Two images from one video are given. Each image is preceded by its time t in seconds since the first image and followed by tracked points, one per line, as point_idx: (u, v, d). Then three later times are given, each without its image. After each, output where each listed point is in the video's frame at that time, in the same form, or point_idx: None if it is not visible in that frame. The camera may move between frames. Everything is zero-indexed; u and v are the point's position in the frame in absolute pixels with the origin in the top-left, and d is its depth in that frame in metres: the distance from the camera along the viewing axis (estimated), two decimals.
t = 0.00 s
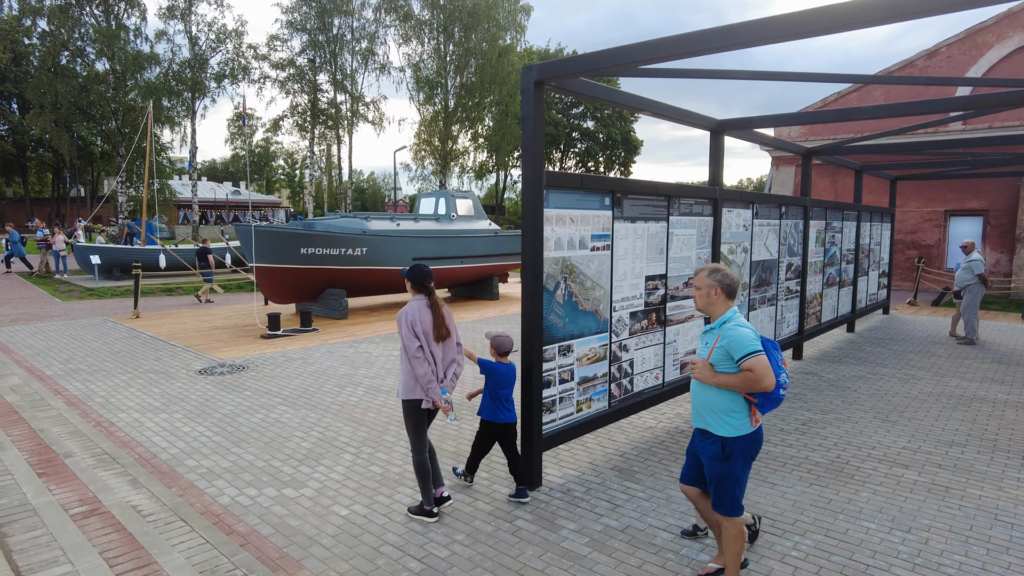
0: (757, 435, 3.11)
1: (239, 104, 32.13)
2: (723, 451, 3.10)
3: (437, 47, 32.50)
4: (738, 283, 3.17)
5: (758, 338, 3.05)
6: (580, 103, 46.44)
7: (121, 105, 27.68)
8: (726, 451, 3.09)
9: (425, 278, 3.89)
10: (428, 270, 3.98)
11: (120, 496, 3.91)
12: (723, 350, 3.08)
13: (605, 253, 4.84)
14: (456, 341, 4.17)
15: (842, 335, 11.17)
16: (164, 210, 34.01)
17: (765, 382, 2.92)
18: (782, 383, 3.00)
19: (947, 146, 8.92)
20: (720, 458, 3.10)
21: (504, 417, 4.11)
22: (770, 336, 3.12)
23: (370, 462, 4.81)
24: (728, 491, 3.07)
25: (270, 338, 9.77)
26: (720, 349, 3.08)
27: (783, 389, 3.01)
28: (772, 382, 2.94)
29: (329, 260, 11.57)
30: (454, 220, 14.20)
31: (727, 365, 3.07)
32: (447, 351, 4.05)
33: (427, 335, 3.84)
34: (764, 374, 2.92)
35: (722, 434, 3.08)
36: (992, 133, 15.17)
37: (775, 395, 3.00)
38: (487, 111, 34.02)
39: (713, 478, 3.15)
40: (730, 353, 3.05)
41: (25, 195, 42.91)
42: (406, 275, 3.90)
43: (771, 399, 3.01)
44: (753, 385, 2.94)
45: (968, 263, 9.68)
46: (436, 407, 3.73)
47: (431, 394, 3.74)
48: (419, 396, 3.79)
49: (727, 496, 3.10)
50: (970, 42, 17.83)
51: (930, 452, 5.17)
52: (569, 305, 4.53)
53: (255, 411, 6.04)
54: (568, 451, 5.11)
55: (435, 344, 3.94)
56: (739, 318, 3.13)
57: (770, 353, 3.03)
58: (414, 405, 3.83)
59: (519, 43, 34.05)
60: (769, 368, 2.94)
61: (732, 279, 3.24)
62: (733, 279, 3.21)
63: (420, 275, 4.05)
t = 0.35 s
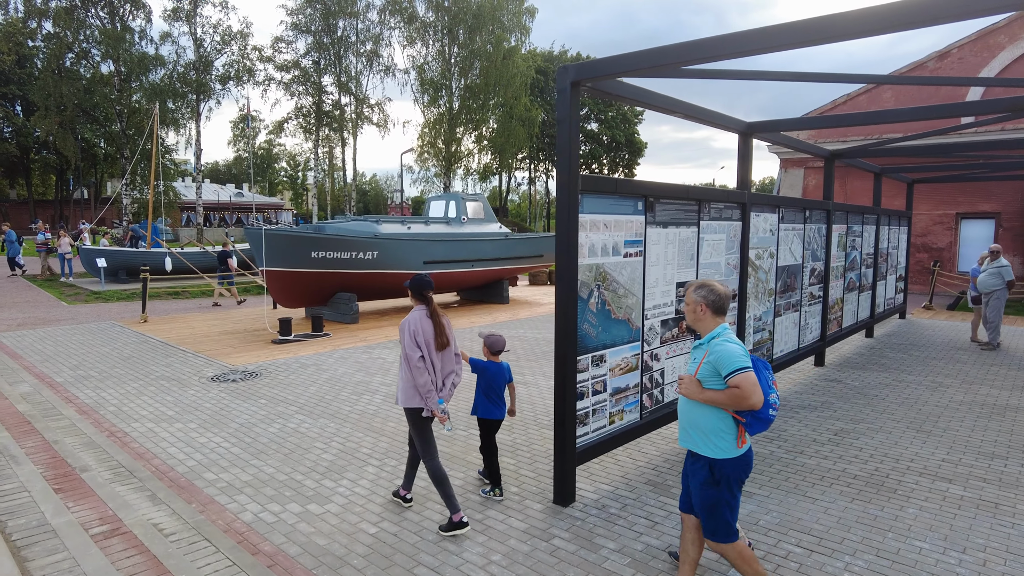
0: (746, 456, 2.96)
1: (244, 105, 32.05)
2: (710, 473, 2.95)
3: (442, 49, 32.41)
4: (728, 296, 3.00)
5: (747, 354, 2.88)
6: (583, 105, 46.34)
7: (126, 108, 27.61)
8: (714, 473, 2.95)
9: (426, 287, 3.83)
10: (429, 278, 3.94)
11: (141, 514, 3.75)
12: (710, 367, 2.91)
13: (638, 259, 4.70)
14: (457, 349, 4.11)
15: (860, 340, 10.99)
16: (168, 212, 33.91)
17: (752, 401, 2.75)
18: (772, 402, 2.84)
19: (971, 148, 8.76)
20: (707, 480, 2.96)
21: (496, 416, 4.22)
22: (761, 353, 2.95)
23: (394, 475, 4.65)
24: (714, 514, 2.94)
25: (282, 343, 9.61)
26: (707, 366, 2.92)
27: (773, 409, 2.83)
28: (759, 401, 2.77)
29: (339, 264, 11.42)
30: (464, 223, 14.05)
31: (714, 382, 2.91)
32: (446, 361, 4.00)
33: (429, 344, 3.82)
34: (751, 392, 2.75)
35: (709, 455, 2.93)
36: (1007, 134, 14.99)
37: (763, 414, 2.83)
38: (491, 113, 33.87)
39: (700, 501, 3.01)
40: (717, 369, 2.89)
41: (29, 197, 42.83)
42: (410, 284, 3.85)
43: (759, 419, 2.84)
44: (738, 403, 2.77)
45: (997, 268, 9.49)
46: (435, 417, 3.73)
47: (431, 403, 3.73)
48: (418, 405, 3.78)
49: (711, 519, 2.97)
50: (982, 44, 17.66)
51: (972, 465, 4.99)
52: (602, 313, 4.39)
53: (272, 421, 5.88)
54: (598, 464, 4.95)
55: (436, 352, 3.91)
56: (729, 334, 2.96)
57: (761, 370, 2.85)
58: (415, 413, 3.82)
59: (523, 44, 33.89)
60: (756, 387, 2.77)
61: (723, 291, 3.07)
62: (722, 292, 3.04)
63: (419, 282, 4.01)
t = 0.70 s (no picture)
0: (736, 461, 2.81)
1: (248, 105, 31.94)
2: (697, 478, 2.78)
3: (446, 49, 32.29)
4: (721, 294, 2.86)
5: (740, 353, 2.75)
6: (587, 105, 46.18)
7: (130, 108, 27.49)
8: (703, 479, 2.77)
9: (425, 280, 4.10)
10: (428, 272, 4.17)
11: (158, 528, 3.57)
12: (703, 366, 2.75)
13: (673, 259, 4.52)
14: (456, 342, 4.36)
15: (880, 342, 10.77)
16: (172, 212, 33.74)
17: (749, 401, 2.61)
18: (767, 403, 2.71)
19: (996, 145, 8.55)
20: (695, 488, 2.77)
21: (495, 407, 4.41)
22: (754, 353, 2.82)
23: (419, 485, 4.47)
24: (697, 523, 2.76)
25: (292, 345, 9.43)
26: (700, 366, 2.75)
27: (768, 410, 2.72)
28: (755, 402, 2.64)
29: (349, 264, 11.23)
30: (474, 223, 13.86)
31: (706, 383, 2.75)
32: (446, 353, 4.23)
33: (428, 334, 4.03)
34: (748, 392, 2.62)
35: (698, 461, 2.75)
36: None
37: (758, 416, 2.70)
38: (496, 113, 33.65)
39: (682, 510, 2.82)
40: (710, 369, 2.72)
41: (32, 197, 42.71)
42: (411, 278, 4.10)
43: (753, 421, 2.71)
44: (734, 404, 2.63)
45: None
46: (437, 405, 3.92)
47: (431, 392, 3.93)
48: (420, 394, 3.98)
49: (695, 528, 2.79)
50: (995, 41, 17.42)
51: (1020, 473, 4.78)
52: (637, 315, 4.18)
53: (287, 426, 5.70)
54: (630, 474, 4.75)
55: (435, 342, 4.13)
56: (721, 333, 2.80)
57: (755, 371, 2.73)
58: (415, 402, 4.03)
59: (528, 44, 33.68)
60: (753, 388, 2.64)
61: (714, 288, 2.93)
62: (713, 288, 2.90)
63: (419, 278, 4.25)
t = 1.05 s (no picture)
0: (712, 478, 2.77)
1: (252, 106, 31.77)
2: (670, 492, 2.81)
3: (450, 49, 32.12)
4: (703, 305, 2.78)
5: (713, 368, 2.65)
6: (591, 105, 45.94)
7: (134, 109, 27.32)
8: (673, 493, 2.79)
9: (415, 290, 4.08)
10: (419, 281, 4.12)
11: (172, 553, 3.37)
12: (674, 382, 2.71)
13: (710, 264, 4.33)
14: (449, 347, 4.27)
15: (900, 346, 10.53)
16: (176, 213, 33.55)
17: (707, 422, 2.55)
18: (736, 424, 2.61)
19: None
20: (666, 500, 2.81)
21: (490, 412, 4.39)
22: (734, 369, 2.70)
23: (443, 501, 4.26)
24: (668, 535, 2.80)
25: (301, 350, 9.24)
26: (669, 380, 2.73)
27: (738, 434, 2.61)
28: (716, 423, 2.56)
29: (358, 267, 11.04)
30: (484, 224, 13.67)
31: (676, 399, 2.72)
32: (437, 358, 4.14)
33: (417, 345, 4.00)
34: (708, 413, 2.55)
35: (668, 474, 2.77)
36: None
37: (727, 437, 2.61)
38: (500, 113, 33.42)
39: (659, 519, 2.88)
40: (680, 385, 2.69)
41: (35, 198, 42.56)
42: (402, 288, 4.05)
43: (722, 443, 2.63)
44: (694, 424, 2.59)
45: None
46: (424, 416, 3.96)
47: (419, 403, 3.96)
48: (409, 403, 4.01)
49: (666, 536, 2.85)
50: (1007, 41, 17.20)
51: None
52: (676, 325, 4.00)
53: (301, 437, 5.49)
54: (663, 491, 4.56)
55: (427, 351, 4.10)
56: (697, 348, 2.73)
57: (727, 389, 2.63)
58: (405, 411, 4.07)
59: (533, 44, 33.43)
60: (715, 408, 2.56)
61: (700, 298, 2.85)
62: (696, 298, 2.83)
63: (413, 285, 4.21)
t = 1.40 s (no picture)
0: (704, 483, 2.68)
1: (256, 106, 31.66)
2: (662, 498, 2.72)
3: (455, 49, 31.95)
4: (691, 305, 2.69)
5: (696, 368, 2.57)
6: (595, 105, 45.78)
7: (138, 108, 27.17)
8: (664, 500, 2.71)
9: (416, 282, 4.15)
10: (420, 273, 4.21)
11: (190, 571, 3.18)
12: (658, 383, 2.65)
13: (751, 264, 4.18)
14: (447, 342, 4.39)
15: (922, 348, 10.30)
16: (180, 213, 33.40)
17: (685, 423, 2.47)
18: (719, 426, 2.52)
19: None
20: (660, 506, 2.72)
21: (488, 405, 4.47)
22: (720, 370, 2.61)
23: (472, 513, 4.06)
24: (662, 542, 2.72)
25: (312, 352, 9.06)
26: (654, 381, 2.65)
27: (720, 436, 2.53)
28: (694, 424, 2.48)
29: (369, 267, 10.86)
30: (495, 224, 13.46)
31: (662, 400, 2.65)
32: (436, 352, 4.26)
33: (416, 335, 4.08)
34: (684, 412, 2.47)
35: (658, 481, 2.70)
36: None
37: (710, 439, 2.53)
38: (504, 114, 33.24)
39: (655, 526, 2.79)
40: (662, 386, 2.62)
41: (39, 199, 42.44)
42: (400, 281, 4.13)
43: (707, 445, 2.54)
44: (672, 423, 2.52)
45: None
46: (423, 404, 4.03)
47: (418, 392, 4.01)
48: (408, 393, 4.07)
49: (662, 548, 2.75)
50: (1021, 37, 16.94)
51: None
52: (717, 328, 3.85)
53: (318, 444, 5.28)
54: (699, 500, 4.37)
55: (425, 343, 4.19)
56: (684, 349, 2.66)
57: (710, 390, 2.54)
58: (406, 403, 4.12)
59: (538, 44, 33.21)
60: (693, 408, 2.48)
61: (688, 297, 2.77)
62: (684, 299, 2.76)
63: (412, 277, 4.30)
